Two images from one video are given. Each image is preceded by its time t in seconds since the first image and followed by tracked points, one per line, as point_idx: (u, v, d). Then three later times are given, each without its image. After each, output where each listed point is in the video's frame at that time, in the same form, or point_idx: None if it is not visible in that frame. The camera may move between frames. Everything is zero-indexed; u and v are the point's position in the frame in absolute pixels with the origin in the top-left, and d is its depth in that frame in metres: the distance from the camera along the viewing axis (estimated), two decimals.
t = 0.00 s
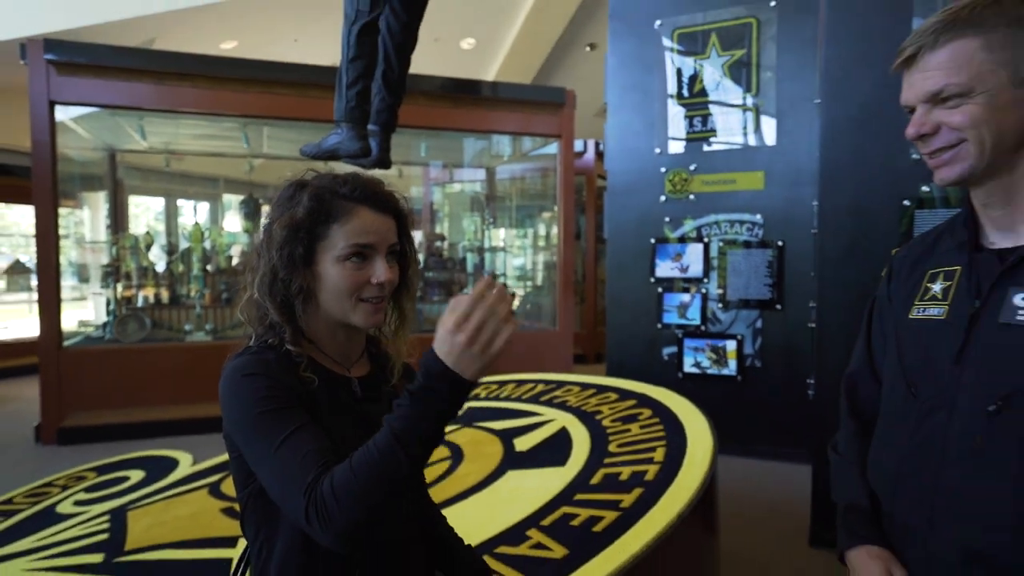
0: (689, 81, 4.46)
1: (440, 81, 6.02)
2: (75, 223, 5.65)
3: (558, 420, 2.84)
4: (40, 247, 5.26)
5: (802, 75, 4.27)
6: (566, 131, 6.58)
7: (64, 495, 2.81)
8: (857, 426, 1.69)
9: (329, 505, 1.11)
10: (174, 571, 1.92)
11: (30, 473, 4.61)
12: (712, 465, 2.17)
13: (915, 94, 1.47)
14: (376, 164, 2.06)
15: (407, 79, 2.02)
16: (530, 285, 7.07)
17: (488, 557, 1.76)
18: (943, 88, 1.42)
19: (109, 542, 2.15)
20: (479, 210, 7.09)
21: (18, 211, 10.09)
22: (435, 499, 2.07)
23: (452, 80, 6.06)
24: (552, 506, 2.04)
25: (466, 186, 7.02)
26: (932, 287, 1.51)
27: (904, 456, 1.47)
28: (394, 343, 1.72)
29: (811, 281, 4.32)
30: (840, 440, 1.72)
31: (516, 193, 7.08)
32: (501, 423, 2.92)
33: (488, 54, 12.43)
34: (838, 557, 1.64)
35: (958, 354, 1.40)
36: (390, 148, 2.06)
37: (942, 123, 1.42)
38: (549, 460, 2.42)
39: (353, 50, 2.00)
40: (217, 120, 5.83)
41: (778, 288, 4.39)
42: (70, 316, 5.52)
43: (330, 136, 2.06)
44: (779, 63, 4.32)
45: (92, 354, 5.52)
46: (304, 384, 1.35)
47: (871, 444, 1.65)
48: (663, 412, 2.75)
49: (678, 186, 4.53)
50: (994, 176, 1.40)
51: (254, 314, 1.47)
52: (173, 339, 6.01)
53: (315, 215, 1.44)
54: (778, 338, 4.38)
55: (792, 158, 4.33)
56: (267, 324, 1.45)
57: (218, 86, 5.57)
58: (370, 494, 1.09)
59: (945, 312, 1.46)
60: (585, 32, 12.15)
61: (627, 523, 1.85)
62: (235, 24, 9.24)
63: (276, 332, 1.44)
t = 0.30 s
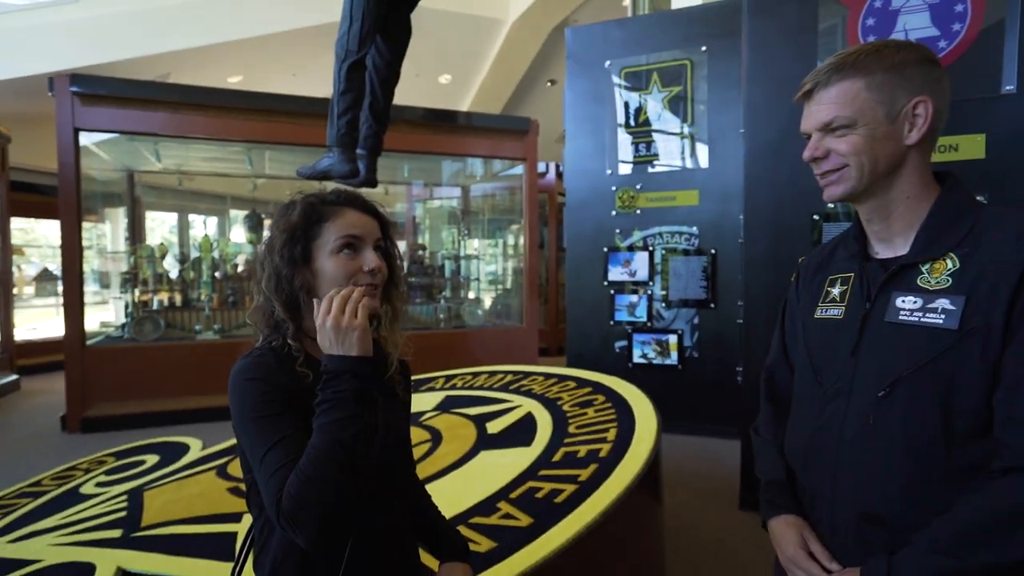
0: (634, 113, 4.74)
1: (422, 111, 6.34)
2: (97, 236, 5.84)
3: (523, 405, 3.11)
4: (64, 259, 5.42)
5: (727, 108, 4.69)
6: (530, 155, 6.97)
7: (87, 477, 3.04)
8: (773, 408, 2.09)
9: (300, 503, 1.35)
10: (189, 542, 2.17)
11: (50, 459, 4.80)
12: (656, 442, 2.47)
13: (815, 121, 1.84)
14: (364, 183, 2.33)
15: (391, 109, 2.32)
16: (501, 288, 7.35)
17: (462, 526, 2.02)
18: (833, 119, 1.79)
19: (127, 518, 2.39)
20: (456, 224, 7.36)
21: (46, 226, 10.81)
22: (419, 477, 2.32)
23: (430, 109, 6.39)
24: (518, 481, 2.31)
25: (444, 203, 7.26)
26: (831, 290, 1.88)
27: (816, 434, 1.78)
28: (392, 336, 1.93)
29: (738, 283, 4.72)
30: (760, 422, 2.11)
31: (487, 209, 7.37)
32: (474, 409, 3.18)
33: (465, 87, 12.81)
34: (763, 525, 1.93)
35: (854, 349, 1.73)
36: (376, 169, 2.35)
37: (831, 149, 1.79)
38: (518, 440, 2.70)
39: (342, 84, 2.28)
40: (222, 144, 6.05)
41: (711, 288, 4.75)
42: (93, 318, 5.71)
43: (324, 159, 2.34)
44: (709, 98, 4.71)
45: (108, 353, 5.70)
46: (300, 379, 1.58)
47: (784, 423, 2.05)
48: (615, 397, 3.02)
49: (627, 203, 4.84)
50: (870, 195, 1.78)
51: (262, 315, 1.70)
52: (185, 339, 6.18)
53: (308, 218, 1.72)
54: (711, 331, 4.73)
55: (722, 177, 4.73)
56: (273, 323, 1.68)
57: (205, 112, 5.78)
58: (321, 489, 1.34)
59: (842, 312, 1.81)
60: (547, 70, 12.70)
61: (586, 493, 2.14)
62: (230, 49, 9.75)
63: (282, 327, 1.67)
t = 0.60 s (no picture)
0: (626, 114, 4.67)
1: (398, 113, 6.25)
2: (41, 247, 5.59)
3: (510, 430, 2.91)
4: (4, 271, 5.20)
5: (726, 109, 4.58)
6: (514, 160, 6.86)
7: (26, 516, 2.79)
8: (779, 430, 1.91)
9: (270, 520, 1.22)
10: None
11: None
12: (655, 466, 2.33)
13: (805, 130, 1.74)
14: (336, 192, 2.17)
15: (366, 109, 2.16)
16: (486, 303, 7.18)
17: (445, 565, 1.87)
18: (826, 127, 1.68)
19: (71, 562, 2.17)
20: (436, 232, 7.17)
21: None
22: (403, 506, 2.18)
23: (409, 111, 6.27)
24: (506, 513, 2.15)
25: (423, 212, 7.09)
26: (835, 305, 1.73)
27: (824, 459, 1.65)
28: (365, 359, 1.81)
29: (739, 293, 4.57)
30: (766, 447, 1.95)
31: (470, 217, 7.20)
32: (457, 434, 2.98)
33: (444, 87, 12.71)
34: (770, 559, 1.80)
35: (860, 368, 1.61)
36: (350, 175, 2.19)
37: (827, 158, 1.69)
38: (505, 468, 2.52)
39: (313, 85, 2.12)
40: (181, 149, 5.81)
41: (711, 300, 4.60)
42: (34, 337, 5.44)
43: (293, 165, 2.17)
44: (705, 99, 4.62)
45: (55, 375, 5.39)
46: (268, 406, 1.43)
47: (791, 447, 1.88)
48: (608, 418, 2.86)
49: (620, 211, 4.74)
50: (872, 203, 1.66)
51: (225, 337, 1.55)
52: (140, 359, 5.88)
53: (279, 236, 1.55)
54: (714, 347, 4.60)
55: (721, 182, 4.62)
56: (237, 347, 1.53)
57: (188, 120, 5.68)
58: (303, 513, 1.20)
59: (847, 329, 1.68)
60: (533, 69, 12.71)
61: (578, 527, 1.98)
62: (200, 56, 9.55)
63: (247, 353, 1.52)
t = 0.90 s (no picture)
0: (663, 97, 4.48)
1: (412, 99, 6.12)
2: (29, 248, 5.52)
3: (537, 445, 2.73)
4: None
5: (775, 91, 4.31)
6: (540, 148, 6.64)
7: (16, 536, 2.68)
8: (835, 449, 1.60)
9: (310, 500, 1.09)
10: None
11: None
12: (697, 489, 2.12)
13: (868, 113, 1.43)
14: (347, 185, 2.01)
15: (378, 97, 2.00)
16: (507, 306, 6.97)
17: None
18: (895, 108, 1.39)
19: None
20: (454, 229, 6.98)
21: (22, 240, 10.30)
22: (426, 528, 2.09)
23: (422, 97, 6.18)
24: (535, 535, 2.01)
25: (440, 206, 6.93)
26: (901, 308, 1.44)
27: (881, 479, 1.40)
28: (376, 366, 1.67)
29: (790, 297, 4.31)
30: (818, 464, 1.64)
31: (491, 212, 7.00)
32: (483, 448, 2.82)
33: (458, 70, 12.48)
34: None
35: (930, 377, 1.34)
36: (362, 168, 2.00)
37: (897, 143, 1.39)
38: (532, 487, 2.35)
39: (322, 69, 1.95)
40: (179, 140, 5.70)
41: (758, 304, 4.37)
42: (23, 345, 5.42)
43: (301, 157, 2.00)
44: (752, 79, 4.36)
45: (41, 386, 5.32)
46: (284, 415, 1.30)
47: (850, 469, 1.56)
48: (645, 433, 2.65)
49: (656, 204, 4.54)
50: (946, 195, 1.37)
51: (230, 350, 1.39)
52: (136, 367, 5.79)
53: (291, 242, 1.37)
54: (760, 354, 4.36)
55: (769, 173, 4.38)
56: (245, 362, 1.38)
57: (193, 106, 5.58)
58: (356, 493, 1.07)
59: (915, 334, 1.40)
60: (556, 51, 12.28)
61: (610, 555, 1.82)
62: (200, 45, 9.32)
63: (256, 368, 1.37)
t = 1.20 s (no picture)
0: (672, 98, 4.49)
1: (421, 100, 6.14)
2: (40, 248, 5.55)
3: (546, 446, 2.73)
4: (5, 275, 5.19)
5: (786, 91, 4.28)
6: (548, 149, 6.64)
7: (28, 536, 2.70)
8: (841, 448, 1.59)
9: (319, 513, 1.10)
10: None
11: None
12: (705, 490, 2.11)
13: (879, 111, 1.43)
14: (356, 185, 2.01)
15: (388, 97, 2.01)
16: (515, 307, 7.03)
17: None
18: (907, 106, 1.38)
19: None
20: (462, 230, 7.00)
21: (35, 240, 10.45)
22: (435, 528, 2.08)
23: (430, 99, 6.17)
24: (542, 536, 2.01)
25: (448, 207, 6.94)
26: (908, 309, 1.44)
27: (885, 479, 1.39)
28: (385, 366, 1.66)
29: (800, 298, 4.29)
30: (824, 464, 1.63)
31: (499, 212, 7.03)
32: (489, 449, 2.82)
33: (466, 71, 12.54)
34: None
35: (937, 376, 1.33)
36: (371, 168, 2.03)
37: (908, 142, 1.38)
38: (541, 488, 2.35)
39: (330, 71, 1.95)
40: (188, 142, 5.73)
41: (768, 305, 4.34)
42: (35, 345, 5.42)
43: (309, 158, 2.00)
44: (762, 78, 4.34)
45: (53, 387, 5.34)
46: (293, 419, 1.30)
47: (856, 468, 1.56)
48: (654, 434, 2.64)
49: (665, 204, 4.53)
50: (958, 194, 1.37)
51: (239, 358, 1.40)
52: (146, 367, 5.83)
53: (294, 246, 1.38)
54: (769, 354, 4.34)
55: (779, 173, 4.33)
56: (253, 367, 1.38)
57: (200, 107, 5.59)
58: (363, 504, 1.08)
59: (922, 334, 1.39)
60: (564, 50, 12.25)
61: (617, 556, 1.81)
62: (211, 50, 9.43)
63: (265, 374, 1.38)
